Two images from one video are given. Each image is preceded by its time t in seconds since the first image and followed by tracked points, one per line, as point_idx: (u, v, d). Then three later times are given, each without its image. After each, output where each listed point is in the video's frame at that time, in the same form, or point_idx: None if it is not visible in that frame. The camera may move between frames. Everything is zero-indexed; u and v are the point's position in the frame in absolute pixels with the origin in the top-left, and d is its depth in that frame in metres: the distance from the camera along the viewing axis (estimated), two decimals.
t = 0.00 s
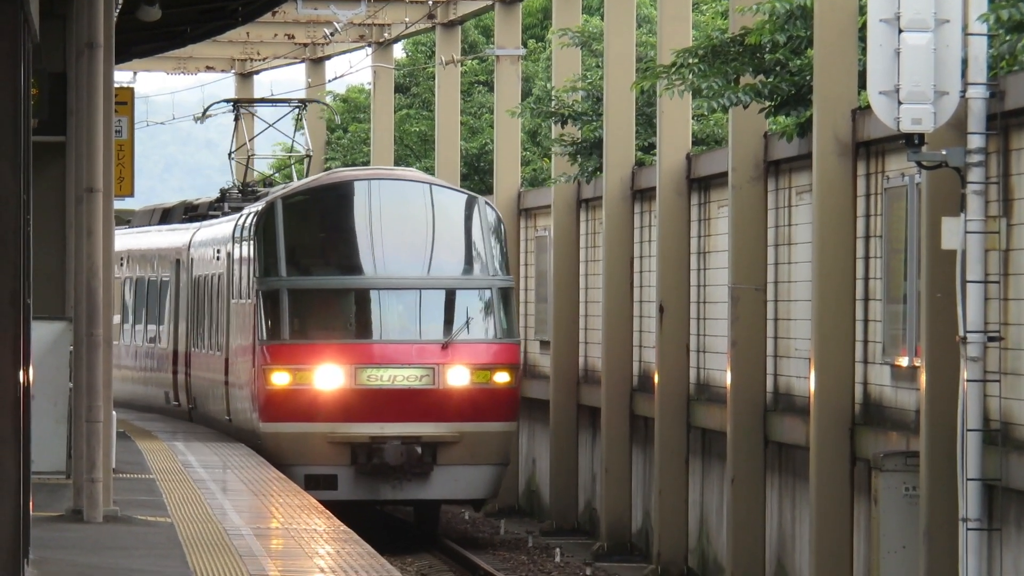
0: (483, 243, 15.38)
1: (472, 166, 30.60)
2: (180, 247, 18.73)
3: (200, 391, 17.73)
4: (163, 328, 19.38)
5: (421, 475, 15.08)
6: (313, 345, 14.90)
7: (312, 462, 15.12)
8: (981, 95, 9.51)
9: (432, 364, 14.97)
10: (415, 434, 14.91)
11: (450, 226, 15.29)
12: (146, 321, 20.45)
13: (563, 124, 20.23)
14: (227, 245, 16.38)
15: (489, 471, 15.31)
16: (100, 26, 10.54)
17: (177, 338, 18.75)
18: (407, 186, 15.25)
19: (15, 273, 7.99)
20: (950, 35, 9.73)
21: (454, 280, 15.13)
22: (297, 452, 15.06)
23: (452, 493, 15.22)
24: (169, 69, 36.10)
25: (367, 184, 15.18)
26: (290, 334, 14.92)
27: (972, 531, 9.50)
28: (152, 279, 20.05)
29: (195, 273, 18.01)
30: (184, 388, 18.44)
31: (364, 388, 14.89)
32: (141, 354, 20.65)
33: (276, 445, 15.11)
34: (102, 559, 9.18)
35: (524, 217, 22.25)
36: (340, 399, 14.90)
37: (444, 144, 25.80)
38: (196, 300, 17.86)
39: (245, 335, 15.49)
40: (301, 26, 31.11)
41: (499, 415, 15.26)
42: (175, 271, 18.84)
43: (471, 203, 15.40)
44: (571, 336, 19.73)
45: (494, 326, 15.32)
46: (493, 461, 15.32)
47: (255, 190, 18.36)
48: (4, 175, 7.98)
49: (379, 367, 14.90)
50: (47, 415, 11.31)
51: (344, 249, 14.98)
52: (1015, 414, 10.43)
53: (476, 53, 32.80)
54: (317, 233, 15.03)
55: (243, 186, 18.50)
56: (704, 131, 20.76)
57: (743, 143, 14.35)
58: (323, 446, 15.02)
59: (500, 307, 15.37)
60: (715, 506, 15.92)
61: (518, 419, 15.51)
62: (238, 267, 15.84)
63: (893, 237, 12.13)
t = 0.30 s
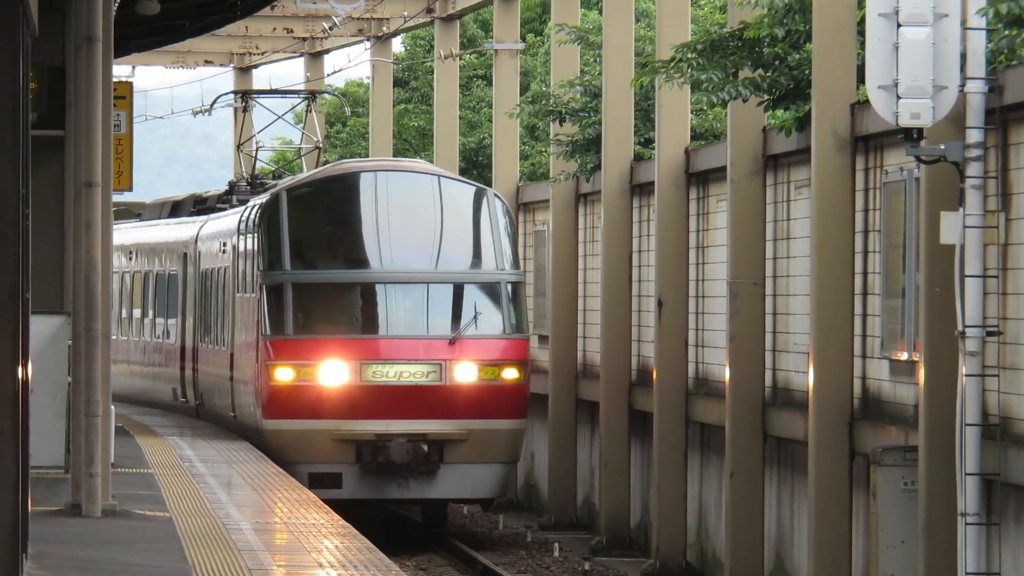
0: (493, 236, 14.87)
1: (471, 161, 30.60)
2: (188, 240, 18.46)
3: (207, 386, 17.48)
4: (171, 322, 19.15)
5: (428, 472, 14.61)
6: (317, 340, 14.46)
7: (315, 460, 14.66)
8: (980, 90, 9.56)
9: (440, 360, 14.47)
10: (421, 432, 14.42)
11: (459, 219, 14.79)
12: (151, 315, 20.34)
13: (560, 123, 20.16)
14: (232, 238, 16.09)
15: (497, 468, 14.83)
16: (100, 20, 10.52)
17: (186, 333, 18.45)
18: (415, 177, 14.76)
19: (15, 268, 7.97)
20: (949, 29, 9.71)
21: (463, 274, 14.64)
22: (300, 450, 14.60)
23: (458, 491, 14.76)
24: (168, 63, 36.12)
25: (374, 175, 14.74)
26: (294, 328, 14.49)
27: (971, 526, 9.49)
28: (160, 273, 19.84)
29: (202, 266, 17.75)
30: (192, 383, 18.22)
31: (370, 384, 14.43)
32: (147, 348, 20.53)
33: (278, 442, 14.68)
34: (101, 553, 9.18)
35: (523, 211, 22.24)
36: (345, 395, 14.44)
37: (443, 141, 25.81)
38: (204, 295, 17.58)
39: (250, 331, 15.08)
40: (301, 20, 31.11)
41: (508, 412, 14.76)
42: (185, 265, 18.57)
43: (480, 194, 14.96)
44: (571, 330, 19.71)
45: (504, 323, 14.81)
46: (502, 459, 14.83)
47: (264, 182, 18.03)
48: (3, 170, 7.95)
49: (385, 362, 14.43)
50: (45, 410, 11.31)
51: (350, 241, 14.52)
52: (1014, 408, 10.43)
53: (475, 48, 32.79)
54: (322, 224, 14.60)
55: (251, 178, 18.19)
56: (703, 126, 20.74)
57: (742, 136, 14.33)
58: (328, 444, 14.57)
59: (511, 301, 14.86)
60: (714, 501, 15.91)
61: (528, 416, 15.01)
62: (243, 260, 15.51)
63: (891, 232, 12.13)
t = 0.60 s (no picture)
0: (501, 231, 14.79)
1: (470, 157, 30.60)
2: (194, 236, 18.23)
3: (214, 384, 17.20)
4: (178, 318, 18.90)
5: (435, 472, 14.50)
6: (322, 338, 14.38)
7: (320, 460, 14.56)
8: (978, 85, 9.70)
9: (446, 358, 14.37)
10: (428, 431, 14.32)
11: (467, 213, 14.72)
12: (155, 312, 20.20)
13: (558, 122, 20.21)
14: (237, 233, 15.92)
15: (506, 469, 14.73)
16: (99, 17, 10.49)
17: (193, 330, 18.18)
18: (422, 171, 14.72)
19: (13, 265, 7.95)
20: (949, 24, 9.70)
21: (471, 270, 14.57)
22: (305, 450, 14.52)
23: (467, 492, 14.67)
24: (167, 59, 36.13)
25: (380, 169, 14.66)
26: (298, 326, 14.41)
27: (971, 522, 9.51)
28: (165, 269, 19.65)
29: (209, 261, 17.48)
30: (199, 380, 17.93)
31: (375, 382, 14.32)
32: (152, 345, 20.39)
33: (283, 442, 14.59)
34: (100, 550, 9.19)
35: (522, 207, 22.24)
36: (350, 393, 14.34)
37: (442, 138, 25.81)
38: (211, 292, 17.33)
39: (254, 328, 14.98)
40: (299, 16, 31.12)
41: (516, 412, 14.67)
42: (192, 261, 18.33)
43: (489, 189, 14.86)
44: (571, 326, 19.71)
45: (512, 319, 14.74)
46: (512, 459, 14.73)
47: (271, 177, 17.93)
48: (3, 168, 7.94)
49: (391, 361, 14.32)
50: (45, 407, 11.33)
51: (356, 236, 14.47)
52: (1013, 403, 10.44)
53: (473, 44, 32.78)
54: (328, 219, 14.55)
55: (258, 172, 18.06)
56: (701, 121, 20.74)
57: (741, 132, 14.35)
58: (333, 443, 14.49)
59: (519, 298, 14.77)
60: (714, 497, 15.93)
61: (537, 416, 14.93)
62: (247, 254, 15.44)
63: (890, 228, 12.13)
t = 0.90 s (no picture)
0: (509, 226, 14.72)
1: (470, 154, 30.60)
2: (203, 231, 17.88)
3: (221, 383, 16.83)
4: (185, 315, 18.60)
5: (442, 472, 14.38)
6: (327, 335, 14.23)
7: (324, 460, 14.40)
8: (978, 82, 9.70)
9: (454, 355, 14.26)
10: (435, 430, 14.21)
11: (475, 208, 14.65)
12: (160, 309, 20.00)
13: (557, 120, 20.22)
14: (243, 228, 15.69)
15: (514, 469, 14.64)
16: (98, 14, 10.47)
17: (201, 327, 17.82)
18: (430, 165, 14.64)
19: (13, 262, 7.93)
20: (948, 20, 9.72)
21: (479, 266, 14.48)
22: (308, 449, 14.41)
23: (475, 493, 14.57)
24: (167, 56, 36.12)
25: (387, 163, 14.61)
26: (302, 323, 14.29)
27: (970, 517, 9.51)
28: (172, 265, 19.40)
29: (218, 257, 17.11)
30: (208, 379, 17.56)
31: (381, 380, 14.17)
32: (157, 342, 20.18)
33: (286, 441, 14.44)
34: (99, 546, 9.18)
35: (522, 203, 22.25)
36: (356, 391, 14.20)
37: (442, 135, 25.81)
38: (218, 288, 16.99)
39: (258, 325, 14.86)
40: (299, 13, 31.11)
41: (524, 410, 14.57)
42: (199, 256, 18.02)
43: (497, 183, 14.77)
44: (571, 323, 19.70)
45: (520, 316, 14.62)
46: (519, 459, 14.64)
47: (281, 171, 17.47)
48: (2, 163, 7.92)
49: (398, 358, 14.18)
50: (45, 402, 11.26)
51: (363, 231, 14.38)
52: (1012, 399, 10.43)
53: (472, 40, 32.76)
54: (334, 214, 14.45)
55: (269, 166, 17.63)
56: (701, 117, 20.72)
57: (740, 128, 14.35)
58: (337, 443, 14.32)
59: (527, 294, 14.68)
60: (713, 493, 15.94)
61: (545, 415, 14.82)
62: (251, 250, 15.30)
63: (890, 223, 12.13)
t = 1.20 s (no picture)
0: (517, 223, 14.45)
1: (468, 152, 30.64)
2: (210, 227, 17.58)
3: (227, 382, 16.56)
4: (192, 313, 18.31)
5: (448, 475, 14.15)
6: (330, 334, 14.00)
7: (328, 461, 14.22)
8: (977, 79, 9.63)
9: (461, 355, 14.03)
10: (440, 432, 13.97)
11: (482, 204, 14.41)
12: (165, 308, 19.82)
13: (555, 119, 20.27)
14: (248, 224, 15.45)
15: (522, 471, 14.38)
16: (97, 12, 10.45)
17: (208, 325, 17.56)
18: (436, 160, 14.46)
19: (12, 261, 7.95)
20: (946, 19, 9.70)
21: (486, 263, 14.24)
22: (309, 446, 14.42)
23: (482, 495, 14.31)
24: (166, 54, 36.15)
25: (393, 158, 14.43)
26: (305, 322, 14.05)
27: (969, 515, 9.50)
28: (178, 264, 19.19)
29: (223, 254, 16.81)
30: (213, 377, 17.30)
31: (385, 380, 13.94)
32: (162, 341, 19.98)
33: (288, 444, 14.26)
34: (99, 544, 9.20)
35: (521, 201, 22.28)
36: (359, 392, 13.96)
37: (440, 133, 25.84)
38: (224, 286, 16.72)
39: (261, 324, 14.62)
40: (297, 10, 31.11)
41: (532, 411, 14.29)
42: (206, 254, 17.74)
43: (505, 179, 14.54)
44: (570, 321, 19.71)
45: (528, 314, 14.35)
46: (528, 461, 14.36)
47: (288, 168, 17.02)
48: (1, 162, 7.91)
49: (402, 358, 13.95)
50: (43, 402, 11.22)
51: (368, 228, 14.17)
52: (1011, 398, 10.44)
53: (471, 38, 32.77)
54: (339, 210, 14.25)
55: (276, 163, 17.17)
56: (699, 115, 20.74)
57: (738, 126, 14.34)
58: (341, 444, 14.12)
59: (536, 291, 14.42)
60: (712, 491, 15.96)
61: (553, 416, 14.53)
62: (255, 247, 15.08)
63: (888, 221, 12.15)
